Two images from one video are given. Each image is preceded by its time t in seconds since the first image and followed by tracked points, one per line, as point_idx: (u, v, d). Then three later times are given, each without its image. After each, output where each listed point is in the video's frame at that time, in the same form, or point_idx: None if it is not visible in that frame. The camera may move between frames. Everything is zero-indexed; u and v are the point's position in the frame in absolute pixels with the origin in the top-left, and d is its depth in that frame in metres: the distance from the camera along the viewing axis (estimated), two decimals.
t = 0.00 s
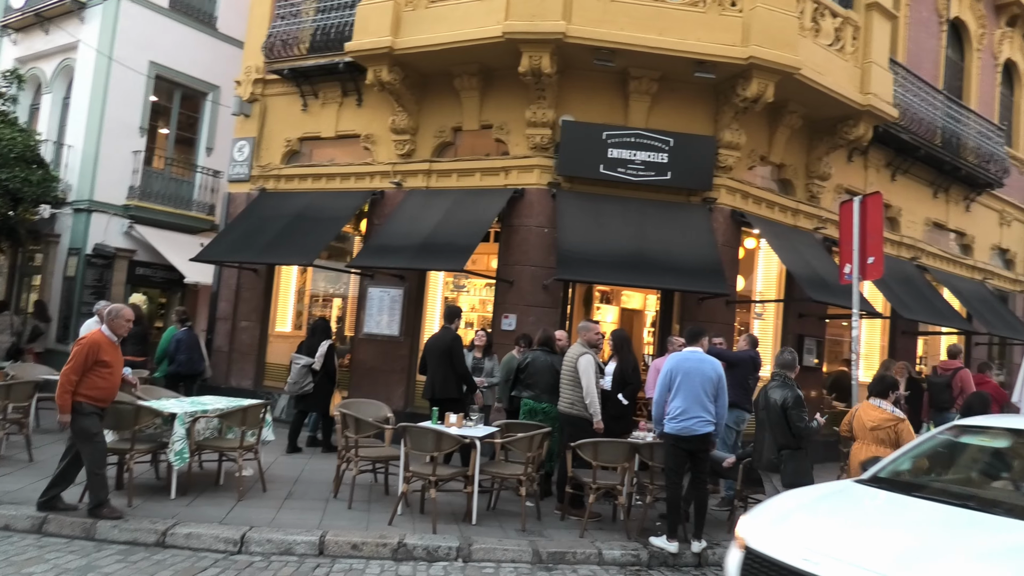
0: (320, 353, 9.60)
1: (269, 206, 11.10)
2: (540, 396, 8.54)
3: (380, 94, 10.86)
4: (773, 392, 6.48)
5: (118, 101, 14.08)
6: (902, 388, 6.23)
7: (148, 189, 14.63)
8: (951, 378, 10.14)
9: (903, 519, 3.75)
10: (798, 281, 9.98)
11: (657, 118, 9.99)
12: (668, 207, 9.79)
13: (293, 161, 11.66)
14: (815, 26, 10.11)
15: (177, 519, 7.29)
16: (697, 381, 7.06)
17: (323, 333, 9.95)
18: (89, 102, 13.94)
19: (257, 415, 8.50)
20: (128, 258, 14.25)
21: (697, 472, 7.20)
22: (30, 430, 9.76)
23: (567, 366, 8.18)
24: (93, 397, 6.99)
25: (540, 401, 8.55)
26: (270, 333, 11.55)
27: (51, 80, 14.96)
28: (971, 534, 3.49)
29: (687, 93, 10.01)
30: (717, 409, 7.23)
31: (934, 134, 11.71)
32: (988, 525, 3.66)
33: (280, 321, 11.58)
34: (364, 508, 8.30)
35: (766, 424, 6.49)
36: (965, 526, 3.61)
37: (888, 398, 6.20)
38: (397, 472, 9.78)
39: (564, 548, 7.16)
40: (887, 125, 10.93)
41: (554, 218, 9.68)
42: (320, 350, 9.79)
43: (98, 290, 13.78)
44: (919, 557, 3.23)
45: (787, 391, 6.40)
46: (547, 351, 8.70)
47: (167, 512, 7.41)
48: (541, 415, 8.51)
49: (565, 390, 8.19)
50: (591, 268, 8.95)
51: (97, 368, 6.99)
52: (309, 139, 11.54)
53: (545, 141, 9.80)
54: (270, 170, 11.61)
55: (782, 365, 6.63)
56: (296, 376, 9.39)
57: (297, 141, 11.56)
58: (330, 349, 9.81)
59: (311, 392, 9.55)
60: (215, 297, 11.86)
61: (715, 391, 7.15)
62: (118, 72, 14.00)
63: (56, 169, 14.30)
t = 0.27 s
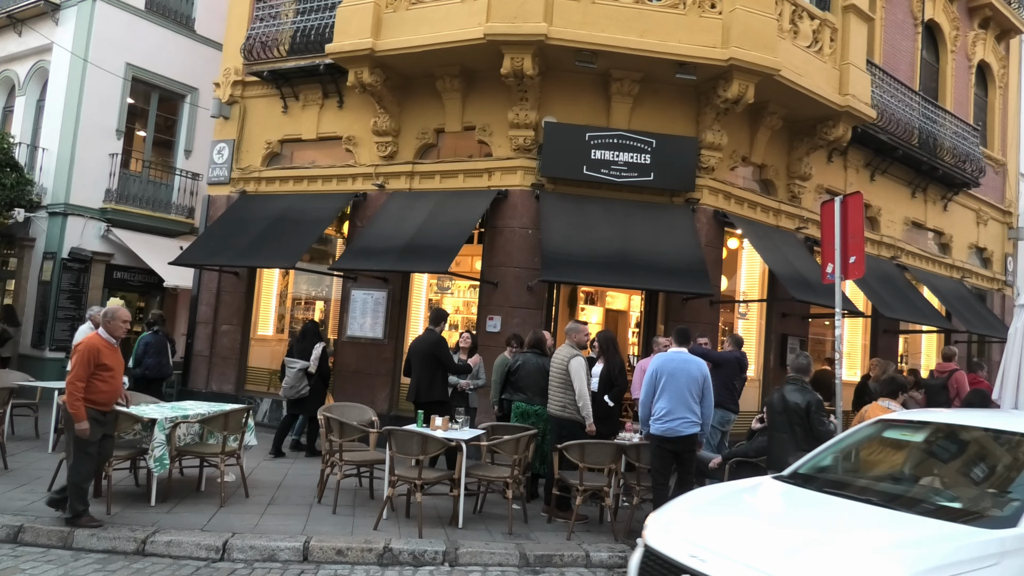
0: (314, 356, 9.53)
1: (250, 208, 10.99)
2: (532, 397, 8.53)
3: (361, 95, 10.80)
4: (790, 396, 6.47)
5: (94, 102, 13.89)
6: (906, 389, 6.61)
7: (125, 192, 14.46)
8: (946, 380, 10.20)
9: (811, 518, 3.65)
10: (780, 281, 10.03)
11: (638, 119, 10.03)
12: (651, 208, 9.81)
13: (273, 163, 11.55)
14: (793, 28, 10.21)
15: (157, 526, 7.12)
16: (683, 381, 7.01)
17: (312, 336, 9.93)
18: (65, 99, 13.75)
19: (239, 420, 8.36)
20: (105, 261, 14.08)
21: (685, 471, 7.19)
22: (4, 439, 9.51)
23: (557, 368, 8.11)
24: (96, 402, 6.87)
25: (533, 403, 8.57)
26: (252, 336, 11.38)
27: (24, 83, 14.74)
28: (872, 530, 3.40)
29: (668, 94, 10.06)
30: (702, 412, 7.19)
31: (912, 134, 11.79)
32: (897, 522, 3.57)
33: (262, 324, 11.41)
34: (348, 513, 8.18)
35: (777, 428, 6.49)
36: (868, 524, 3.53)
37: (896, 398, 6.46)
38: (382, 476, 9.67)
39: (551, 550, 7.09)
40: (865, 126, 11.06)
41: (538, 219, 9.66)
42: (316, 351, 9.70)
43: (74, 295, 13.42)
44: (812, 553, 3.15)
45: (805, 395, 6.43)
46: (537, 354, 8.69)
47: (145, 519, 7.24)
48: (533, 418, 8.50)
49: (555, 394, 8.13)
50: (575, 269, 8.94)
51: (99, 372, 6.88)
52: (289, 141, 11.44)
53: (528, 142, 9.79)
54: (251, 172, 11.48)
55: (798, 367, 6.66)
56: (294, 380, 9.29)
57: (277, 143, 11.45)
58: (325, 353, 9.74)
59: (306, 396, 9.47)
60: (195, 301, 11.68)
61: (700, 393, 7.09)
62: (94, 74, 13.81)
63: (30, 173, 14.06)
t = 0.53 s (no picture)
0: (313, 359, 9.59)
1: (241, 212, 11.03)
2: (528, 399, 8.57)
3: (351, 99, 10.83)
4: (813, 397, 6.90)
5: (85, 109, 13.98)
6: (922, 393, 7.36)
7: (116, 197, 14.56)
8: (950, 378, 9.86)
9: (722, 519, 3.56)
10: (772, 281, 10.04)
11: (629, 121, 10.03)
12: (643, 210, 9.81)
13: (265, 167, 11.59)
14: (783, 28, 10.19)
15: (153, 528, 7.15)
16: (674, 382, 7.00)
17: (310, 339, 9.96)
18: (56, 107, 13.86)
19: (233, 423, 8.39)
20: (99, 266, 14.20)
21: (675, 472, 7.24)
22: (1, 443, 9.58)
23: (554, 370, 8.16)
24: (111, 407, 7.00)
25: (529, 405, 8.55)
26: (244, 340, 11.45)
27: (16, 89, 14.85)
28: (775, 531, 3.31)
29: (658, 95, 10.06)
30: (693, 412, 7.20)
31: (904, 134, 11.79)
32: (812, 522, 3.49)
33: (254, 328, 11.48)
34: (342, 515, 8.24)
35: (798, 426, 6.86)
36: (781, 523, 3.44)
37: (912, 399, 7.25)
38: (375, 478, 9.73)
39: (544, 551, 7.14)
40: (856, 126, 11.04)
41: (528, 222, 9.69)
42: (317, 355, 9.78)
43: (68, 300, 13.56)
44: (700, 559, 3.08)
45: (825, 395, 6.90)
46: (533, 356, 8.72)
47: (142, 519, 7.28)
48: (529, 420, 8.46)
49: (552, 396, 8.20)
50: (565, 271, 8.95)
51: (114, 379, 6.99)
52: (280, 145, 11.48)
53: (517, 144, 9.81)
54: (242, 176, 11.53)
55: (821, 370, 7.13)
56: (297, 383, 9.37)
57: (268, 147, 11.49)
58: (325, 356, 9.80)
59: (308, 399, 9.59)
60: (188, 304, 11.74)
61: (692, 394, 7.11)
62: (85, 80, 13.90)
63: (23, 178, 14.16)
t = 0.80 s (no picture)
0: (315, 364, 9.69)
1: (237, 217, 11.09)
2: (523, 402, 8.56)
3: (344, 104, 10.88)
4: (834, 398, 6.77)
5: (82, 115, 14.06)
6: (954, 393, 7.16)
7: (113, 203, 14.65)
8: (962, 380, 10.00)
9: (612, 518, 3.38)
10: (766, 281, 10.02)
11: (622, 123, 10.03)
12: (637, 211, 9.81)
13: (259, 172, 11.64)
14: (776, 28, 10.18)
15: (151, 530, 7.12)
16: (666, 383, 7.00)
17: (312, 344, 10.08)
18: (53, 116, 13.97)
19: (229, 427, 8.41)
20: (96, 272, 14.36)
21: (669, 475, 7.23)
22: None
23: (552, 372, 8.15)
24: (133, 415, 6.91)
25: (524, 408, 8.53)
26: (240, 344, 11.50)
27: (13, 96, 14.95)
28: (659, 531, 3.14)
29: (651, 97, 10.06)
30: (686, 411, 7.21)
31: (898, 132, 11.78)
32: (724, 518, 3.32)
33: (249, 332, 11.53)
34: (339, 518, 8.25)
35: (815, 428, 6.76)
36: (671, 521, 3.26)
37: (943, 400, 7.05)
38: (371, 481, 9.77)
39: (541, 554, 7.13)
40: (850, 125, 11.02)
41: (522, 224, 9.70)
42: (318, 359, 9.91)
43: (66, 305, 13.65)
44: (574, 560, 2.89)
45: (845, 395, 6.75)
46: (529, 359, 8.75)
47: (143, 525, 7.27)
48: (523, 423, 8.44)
49: (548, 399, 8.20)
50: (560, 274, 8.97)
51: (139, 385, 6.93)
52: (274, 150, 11.53)
53: (511, 147, 9.83)
54: (236, 182, 11.59)
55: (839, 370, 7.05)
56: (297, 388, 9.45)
57: (262, 152, 11.55)
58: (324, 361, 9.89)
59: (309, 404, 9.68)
60: (184, 309, 11.81)
61: (684, 394, 7.11)
62: (81, 86, 13.98)
63: (21, 185, 14.26)
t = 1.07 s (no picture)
0: (313, 369, 9.68)
1: (234, 222, 11.14)
2: (519, 404, 8.55)
3: (340, 108, 10.93)
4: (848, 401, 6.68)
5: (81, 121, 14.15)
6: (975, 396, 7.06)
7: (111, 209, 14.75)
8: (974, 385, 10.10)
9: (508, 519, 3.38)
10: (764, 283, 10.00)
11: (618, 126, 10.04)
12: (631, 213, 9.82)
13: (256, 177, 11.69)
14: (771, 29, 10.18)
15: (150, 534, 7.13)
16: (659, 386, 7.00)
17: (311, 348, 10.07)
18: (52, 121, 14.05)
19: (227, 431, 8.44)
20: (94, 276, 14.48)
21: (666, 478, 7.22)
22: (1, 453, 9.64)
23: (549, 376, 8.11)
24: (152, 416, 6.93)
25: (519, 410, 8.55)
26: (238, 348, 11.56)
27: (13, 103, 15.05)
28: (543, 531, 3.13)
29: (647, 99, 10.07)
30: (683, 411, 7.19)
31: (894, 132, 11.76)
32: (660, 518, 3.29)
33: (246, 336, 11.59)
34: (337, 522, 8.26)
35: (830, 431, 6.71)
36: (562, 522, 3.24)
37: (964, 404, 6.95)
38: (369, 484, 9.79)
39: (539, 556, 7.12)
40: (846, 126, 11.00)
41: (518, 227, 9.72)
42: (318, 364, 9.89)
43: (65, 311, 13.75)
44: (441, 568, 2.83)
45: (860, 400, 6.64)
46: (525, 362, 8.72)
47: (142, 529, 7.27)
48: (518, 425, 8.48)
49: (546, 402, 8.19)
50: (556, 276, 8.97)
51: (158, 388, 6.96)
52: (271, 155, 11.58)
53: (506, 150, 9.85)
54: (234, 187, 11.64)
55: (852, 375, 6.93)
56: (296, 391, 9.46)
57: (259, 157, 11.60)
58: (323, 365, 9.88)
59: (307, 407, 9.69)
60: (183, 314, 11.89)
61: (678, 395, 7.09)
62: (81, 94, 14.07)
63: (21, 191, 14.34)
